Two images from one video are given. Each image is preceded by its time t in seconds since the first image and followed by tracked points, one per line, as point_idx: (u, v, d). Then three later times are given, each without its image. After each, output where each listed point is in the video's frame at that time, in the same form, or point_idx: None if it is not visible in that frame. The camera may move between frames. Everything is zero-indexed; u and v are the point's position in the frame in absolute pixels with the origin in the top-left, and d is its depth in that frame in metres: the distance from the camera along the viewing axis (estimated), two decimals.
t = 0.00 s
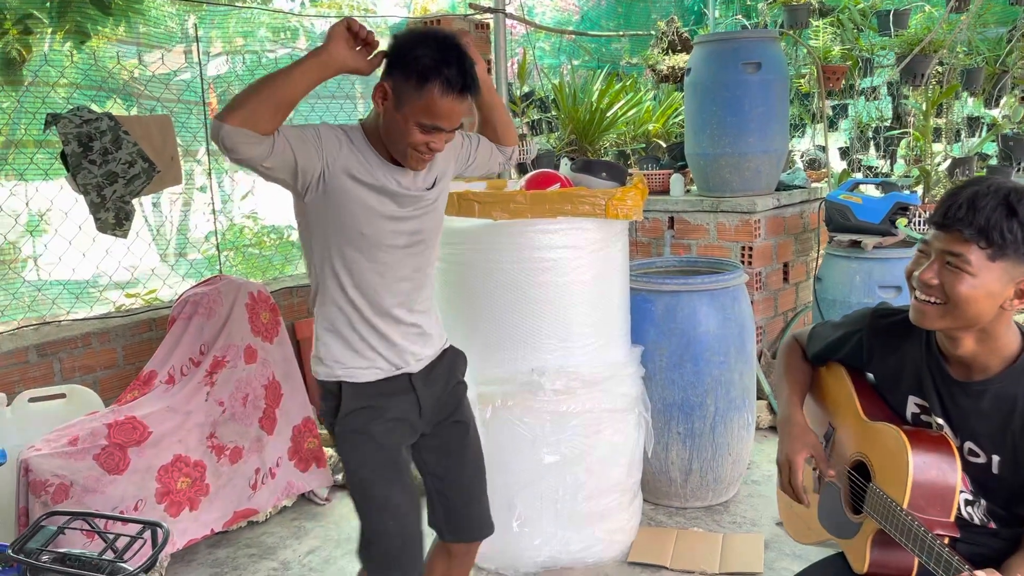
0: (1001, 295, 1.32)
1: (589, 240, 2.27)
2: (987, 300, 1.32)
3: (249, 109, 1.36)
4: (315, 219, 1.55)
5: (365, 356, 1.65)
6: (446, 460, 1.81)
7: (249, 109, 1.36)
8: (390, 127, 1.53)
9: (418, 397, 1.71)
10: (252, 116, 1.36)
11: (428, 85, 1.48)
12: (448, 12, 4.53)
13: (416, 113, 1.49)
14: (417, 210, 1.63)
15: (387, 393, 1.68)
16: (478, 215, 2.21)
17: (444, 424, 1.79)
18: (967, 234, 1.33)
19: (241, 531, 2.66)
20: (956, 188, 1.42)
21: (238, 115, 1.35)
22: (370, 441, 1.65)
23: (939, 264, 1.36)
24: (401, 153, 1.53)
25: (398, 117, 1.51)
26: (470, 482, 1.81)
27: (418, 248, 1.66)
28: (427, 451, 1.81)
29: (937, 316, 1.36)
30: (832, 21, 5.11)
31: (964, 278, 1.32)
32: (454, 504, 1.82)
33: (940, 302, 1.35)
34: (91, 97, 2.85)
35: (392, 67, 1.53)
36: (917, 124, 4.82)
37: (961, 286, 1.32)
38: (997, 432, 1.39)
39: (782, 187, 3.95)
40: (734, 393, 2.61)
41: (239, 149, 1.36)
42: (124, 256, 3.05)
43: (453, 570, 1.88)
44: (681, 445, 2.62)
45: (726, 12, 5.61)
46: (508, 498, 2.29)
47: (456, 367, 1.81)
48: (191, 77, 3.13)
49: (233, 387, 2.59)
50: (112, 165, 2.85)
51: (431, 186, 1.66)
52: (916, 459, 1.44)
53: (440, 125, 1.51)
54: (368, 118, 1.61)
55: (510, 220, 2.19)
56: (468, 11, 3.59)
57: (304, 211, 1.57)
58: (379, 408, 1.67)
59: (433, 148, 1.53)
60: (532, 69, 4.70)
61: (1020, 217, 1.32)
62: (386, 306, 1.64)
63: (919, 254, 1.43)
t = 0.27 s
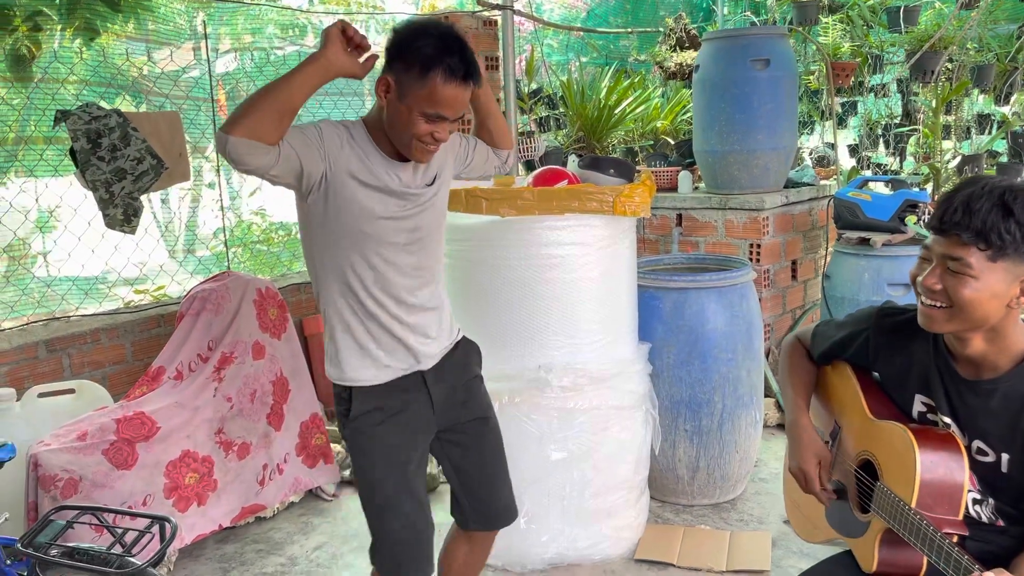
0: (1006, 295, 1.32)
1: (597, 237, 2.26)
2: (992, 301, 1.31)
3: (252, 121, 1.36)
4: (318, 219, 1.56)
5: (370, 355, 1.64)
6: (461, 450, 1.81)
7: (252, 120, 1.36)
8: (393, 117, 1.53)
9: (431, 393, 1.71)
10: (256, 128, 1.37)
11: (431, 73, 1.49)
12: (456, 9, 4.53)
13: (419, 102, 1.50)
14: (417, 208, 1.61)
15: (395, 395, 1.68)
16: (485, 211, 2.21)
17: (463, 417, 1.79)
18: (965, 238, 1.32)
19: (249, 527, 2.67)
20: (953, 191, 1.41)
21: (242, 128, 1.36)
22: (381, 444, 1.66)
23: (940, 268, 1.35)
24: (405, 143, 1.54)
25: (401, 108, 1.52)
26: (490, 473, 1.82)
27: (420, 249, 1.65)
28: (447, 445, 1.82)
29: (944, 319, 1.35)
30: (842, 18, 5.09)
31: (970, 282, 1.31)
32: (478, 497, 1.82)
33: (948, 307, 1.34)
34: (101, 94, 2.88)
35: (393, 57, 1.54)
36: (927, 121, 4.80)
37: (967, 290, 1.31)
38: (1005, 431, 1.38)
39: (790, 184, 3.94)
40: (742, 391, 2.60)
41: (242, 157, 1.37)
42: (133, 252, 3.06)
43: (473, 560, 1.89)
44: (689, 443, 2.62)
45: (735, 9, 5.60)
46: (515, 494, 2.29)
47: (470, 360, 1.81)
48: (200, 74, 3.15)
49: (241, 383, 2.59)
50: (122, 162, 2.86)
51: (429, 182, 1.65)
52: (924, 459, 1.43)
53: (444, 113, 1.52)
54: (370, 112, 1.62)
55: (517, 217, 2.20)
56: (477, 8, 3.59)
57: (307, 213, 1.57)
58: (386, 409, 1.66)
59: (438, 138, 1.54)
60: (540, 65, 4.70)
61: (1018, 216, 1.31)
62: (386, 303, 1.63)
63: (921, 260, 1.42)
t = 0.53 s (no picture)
0: (1009, 293, 1.31)
1: (603, 235, 2.26)
2: (995, 300, 1.31)
3: (257, 126, 1.36)
4: (333, 218, 1.57)
5: (383, 352, 1.65)
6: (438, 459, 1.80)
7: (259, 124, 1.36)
8: (401, 112, 1.54)
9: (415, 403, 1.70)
10: (264, 131, 1.37)
11: (433, 63, 1.50)
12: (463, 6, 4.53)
13: (425, 94, 1.52)
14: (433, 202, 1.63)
15: (397, 392, 1.68)
16: (492, 209, 2.21)
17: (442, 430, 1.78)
18: (963, 239, 1.32)
19: (255, 523, 2.67)
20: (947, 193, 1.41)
21: (248, 134, 1.36)
22: (356, 440, 1.65)
23: (941, 270, 1.35)
24: (415, 136, 1.54)
25: (409, 100, 1.53)
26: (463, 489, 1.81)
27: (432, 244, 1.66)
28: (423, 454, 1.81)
29: (949, 320, 1.34)
30: (850, 15, 5.07)
31: (971, 282, 1.31)
32: (443, 512, 1.82)
33: (951, 310, 1.34)
34: (108, 92, 2.89)
35: (396, 55, 1.56)
36: (935, 119, 4.78)
37: (969, 290, 1.31)
38: (1010, 429, 1.37)
39: (798, 182, 3.93)
40: (748, 389, 2.60)
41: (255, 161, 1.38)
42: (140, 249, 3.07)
43: None
44: (695, 441, 2.62)
45: (742, 6, 5.58)
46: (521, 492, 2.29)
47: (459, 374, 1.80)
48: (207, 72, 3.16)
49: (248, 380, 2.60)
50: (129, 158, 2.85)
51: (445, 177, 1.66)
52: (927, 457, 1.42)
53: (451, 101, 1.52)
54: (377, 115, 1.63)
55: (524, 215, 2.20)
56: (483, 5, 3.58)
57: (322, 211, 1.58)
58: (371, 405, 1.66)
59: (447, 127, 1.54)
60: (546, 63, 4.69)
61: (1014, 214, 1.30)
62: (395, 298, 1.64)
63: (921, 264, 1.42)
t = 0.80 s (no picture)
0: (1011, 291, 1.31)
1: (607, 232, 2.26)
2: (998, 298, 1.30)
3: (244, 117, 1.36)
4: (322, 209, 1.57)
5: (364, 346, 1.65)
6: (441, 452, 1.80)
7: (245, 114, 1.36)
8: (399, 106, 1.55)
9: (410, 397, 1.71)
10: (251, 122, 1.36)
11: (432, 54, 1.51)
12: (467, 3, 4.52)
13: (423, 86, 1.52)
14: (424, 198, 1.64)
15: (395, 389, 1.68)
16: (495, 206, 2.20)
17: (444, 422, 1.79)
18: (963, 238, 1.32)
19: (259, 520, 2.68)
20: (948, 191, 1.40)
21: (237, 125, 1.35)
22: (355, 441, 1.66)
23: (942, 269, 1.34)
24: (412, 129, 1.55)
25: (408, 93, 1.54)
26: (469, 477, 1.81)
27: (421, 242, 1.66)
28: (427, 449, 1.81)
29: (952, 319, 1.33)
30: (855, 11, 5.05)
31: (973, 280, 1.31)
32: (453, 502, 1.82)
33: (953, 307, 1.33)
34: (113, 89, 2.88)
35: (395, 49, 1.57)
36: (941, 116, 4.76)
37: (971, 288, 1.31)
38: (1014, 428, 1.37)
39: (802, 179, 3.92)
40: (752, 387, 2.60)
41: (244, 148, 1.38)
42: (144, 246, 3.07)
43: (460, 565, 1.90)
44: (698, 439, 2.61)
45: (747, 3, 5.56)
46: (524, 489, 2.29)
47: (454, 366, 1.80)
48: (211, 68, 3.15)
49: (251, 377, 2.60)
50: (134, 155, 2.87)
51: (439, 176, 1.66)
52: (927, 457, 1.41)
53: (448, 94, 1.53)
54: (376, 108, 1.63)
55: (527, 212, 2.19)
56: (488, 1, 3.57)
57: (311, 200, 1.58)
58: (363, 404, 1.66)
59: (446, 120, 1.54)
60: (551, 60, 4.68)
61: (1013, 211, 1.30)
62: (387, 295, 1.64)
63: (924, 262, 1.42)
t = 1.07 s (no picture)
0: (1011, 290, 1.30)
1: (608, 229, 2.26)
2: (999, 297, 1.30)
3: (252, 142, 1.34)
4: (314, 220, 1.57)
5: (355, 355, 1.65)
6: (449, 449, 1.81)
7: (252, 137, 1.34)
8: (394, 105, 1.56)
9: (416, 393, 1.71)
10: (263, 147, 1.35)
11: (424, 53, 1.52)
12: None
13: (416, 84, 1.53)
14: (416, 208, 1.63)
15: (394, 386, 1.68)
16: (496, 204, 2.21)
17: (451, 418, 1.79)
18: (962, 238, 1.32)
19: (260, 517, 2.68)
20: (948, 190, 1.40)
21: (247, 151, 1.34)
22: (365, 440, 1.66)
23: (942, 269, 1.34)
24: (406, 128, 1.55)
25: (401, 91, 1.55)
26: (477, 470, 1.81)
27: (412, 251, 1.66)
28: (436, 445, 1.81)
29: (952, 318, 1.33)
30: (857, 8, 5.04)
31: (974, 279, 1.30)
32: (462, 495, 1.82)
33: (953, 307, 1.33)
34: (114, 86, 2.88)
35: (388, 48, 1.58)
36: (942, 113, 4.76)
37: (971, 287, 1.31)
38: (1016, 426, 1.37)
39: (804, 177, 3.91)
40: (753, 385, 2.59)
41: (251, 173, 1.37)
42: (145, 243, 3.07)
43: (463, 559, 1.90)
44: (699, 436, 2.61)
45: None
46: (525, 487, 2.29)
47: (457, 361, 1.80)
48: (212, 65, 3.15)
49: (252, 374, 2.60)
50: (134, 153, 2.85)
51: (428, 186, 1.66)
52: (927, 455, 1.41)
53: (442, 91, 1.54)
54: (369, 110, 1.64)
55: (527, 209, 2.20)
56: None
57: (302, 210, 1.58)
58: (372, 407, 1.68)
59: (440, 119, 1.55)
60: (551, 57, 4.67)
61: (1012, 210, 1.29)
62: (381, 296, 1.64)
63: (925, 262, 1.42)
